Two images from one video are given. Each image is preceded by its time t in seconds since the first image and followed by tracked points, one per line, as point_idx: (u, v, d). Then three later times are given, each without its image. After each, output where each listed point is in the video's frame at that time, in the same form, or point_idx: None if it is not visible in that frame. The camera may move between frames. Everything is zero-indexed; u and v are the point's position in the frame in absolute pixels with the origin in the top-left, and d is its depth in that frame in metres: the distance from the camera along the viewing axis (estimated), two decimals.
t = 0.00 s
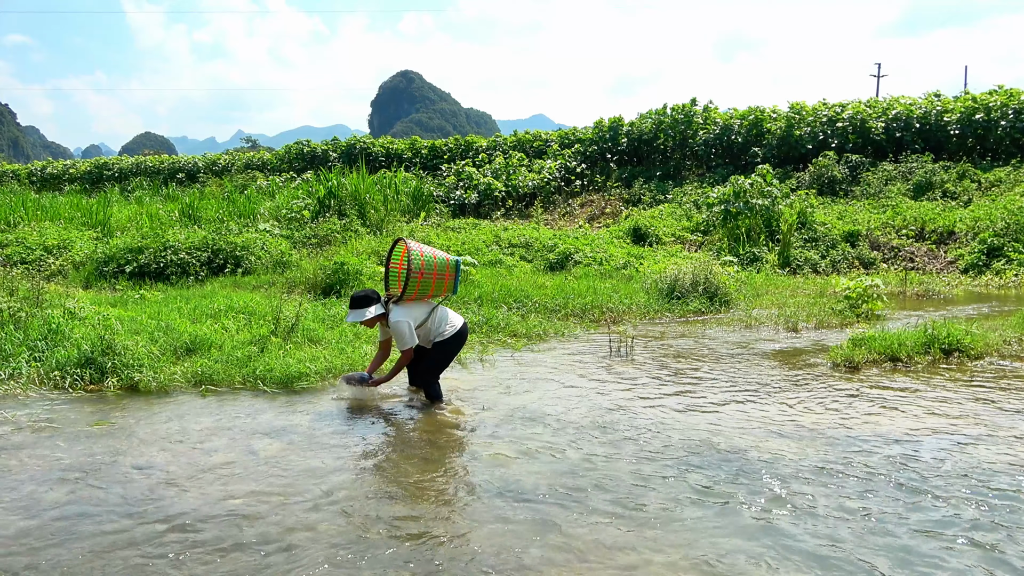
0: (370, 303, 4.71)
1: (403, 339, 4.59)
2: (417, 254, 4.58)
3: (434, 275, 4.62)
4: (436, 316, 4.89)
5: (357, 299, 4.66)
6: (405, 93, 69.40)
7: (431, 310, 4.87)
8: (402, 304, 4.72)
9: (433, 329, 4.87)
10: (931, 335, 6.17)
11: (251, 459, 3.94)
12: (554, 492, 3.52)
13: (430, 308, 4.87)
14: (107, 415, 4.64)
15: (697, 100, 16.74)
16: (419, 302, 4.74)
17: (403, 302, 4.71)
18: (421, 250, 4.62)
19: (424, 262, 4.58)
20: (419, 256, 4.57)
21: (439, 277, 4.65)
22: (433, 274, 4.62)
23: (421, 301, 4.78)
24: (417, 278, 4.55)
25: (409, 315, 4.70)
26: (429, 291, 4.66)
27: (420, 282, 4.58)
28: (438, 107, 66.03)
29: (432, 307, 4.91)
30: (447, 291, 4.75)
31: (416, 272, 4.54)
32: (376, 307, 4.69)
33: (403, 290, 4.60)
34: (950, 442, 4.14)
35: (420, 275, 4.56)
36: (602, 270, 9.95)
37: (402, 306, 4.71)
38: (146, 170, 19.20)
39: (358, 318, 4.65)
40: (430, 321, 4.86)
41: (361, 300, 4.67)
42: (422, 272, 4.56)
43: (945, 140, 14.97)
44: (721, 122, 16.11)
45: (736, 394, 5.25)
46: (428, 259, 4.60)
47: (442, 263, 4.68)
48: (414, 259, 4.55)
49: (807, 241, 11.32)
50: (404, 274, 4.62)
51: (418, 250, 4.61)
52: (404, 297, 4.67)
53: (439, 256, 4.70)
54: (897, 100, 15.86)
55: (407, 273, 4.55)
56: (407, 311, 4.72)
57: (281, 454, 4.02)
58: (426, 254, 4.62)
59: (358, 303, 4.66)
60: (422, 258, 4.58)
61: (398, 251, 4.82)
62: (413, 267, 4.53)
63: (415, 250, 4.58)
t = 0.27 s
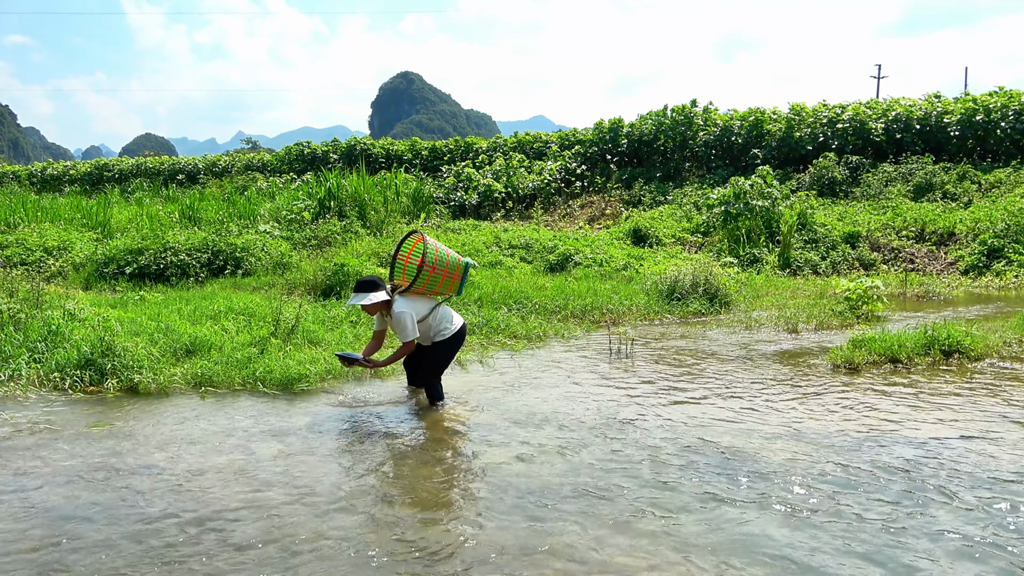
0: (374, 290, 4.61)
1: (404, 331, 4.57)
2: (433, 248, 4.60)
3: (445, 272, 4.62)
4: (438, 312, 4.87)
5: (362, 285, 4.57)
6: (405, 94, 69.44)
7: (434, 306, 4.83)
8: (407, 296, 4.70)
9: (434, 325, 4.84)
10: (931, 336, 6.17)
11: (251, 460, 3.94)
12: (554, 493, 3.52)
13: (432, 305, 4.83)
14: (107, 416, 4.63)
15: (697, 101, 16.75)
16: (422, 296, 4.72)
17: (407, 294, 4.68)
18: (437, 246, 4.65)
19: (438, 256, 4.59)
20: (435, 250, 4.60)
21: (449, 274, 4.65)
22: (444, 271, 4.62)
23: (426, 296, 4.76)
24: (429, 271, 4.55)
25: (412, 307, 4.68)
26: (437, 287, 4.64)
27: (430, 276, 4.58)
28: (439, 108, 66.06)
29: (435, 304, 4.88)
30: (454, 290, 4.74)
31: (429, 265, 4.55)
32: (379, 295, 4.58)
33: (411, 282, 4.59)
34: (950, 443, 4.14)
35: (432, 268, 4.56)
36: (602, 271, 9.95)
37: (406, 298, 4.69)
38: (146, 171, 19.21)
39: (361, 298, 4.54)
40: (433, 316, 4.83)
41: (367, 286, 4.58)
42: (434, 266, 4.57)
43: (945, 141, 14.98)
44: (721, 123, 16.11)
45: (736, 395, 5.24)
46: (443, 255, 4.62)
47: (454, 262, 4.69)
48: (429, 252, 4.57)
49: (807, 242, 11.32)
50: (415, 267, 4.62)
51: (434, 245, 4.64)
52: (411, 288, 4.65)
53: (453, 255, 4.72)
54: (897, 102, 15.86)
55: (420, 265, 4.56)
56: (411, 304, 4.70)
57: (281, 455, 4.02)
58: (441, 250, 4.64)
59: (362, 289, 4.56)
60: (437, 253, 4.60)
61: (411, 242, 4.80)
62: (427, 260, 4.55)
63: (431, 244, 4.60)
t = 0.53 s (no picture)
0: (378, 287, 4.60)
1: (408, 329, 4.58)
2: (439, 248, 4.61)
3: (449, 272, 4.64)
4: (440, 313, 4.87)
5: (366, 280, 4.56)
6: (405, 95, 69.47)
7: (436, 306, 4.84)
8: (411, 294, 4.70)
9: (435, 324, 4.84)
10: (931, 337, 6.17)
11: (251, 461, 3.95)
12: (554, 494, 3.53)
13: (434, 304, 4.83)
14: (107, 417, 4.64)
15: (696, 102, 16.75)
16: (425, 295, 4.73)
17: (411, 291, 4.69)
18: (443, 246, 4.66)
19: (444, 257, 4.61)
20: (440, 250, 4.61)
21: (453, 274, 4.67)
22: (449, 271, 4.64)
23: (428, 295, 4.76)
24: (434, 270, 4.57)
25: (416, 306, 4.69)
26: (440, 287, 4.66)
27: (434, 276, 4.59)
28: (439, 109, 66.09)
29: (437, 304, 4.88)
30: (457, 290, 4.75)
31: (434, 265, 4.57)
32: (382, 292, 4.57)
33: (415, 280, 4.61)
34: (949, 445, 4.14)
35: (437, 268, 4.58)
36: (602, 273, 9.94)
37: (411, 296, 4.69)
38: (146, 173, 19.20)
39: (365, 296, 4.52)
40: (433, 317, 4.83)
41: (371, 282, 4.57)
42: (440, 266, 4.59)
43: (945, 142, 14.99)
44: (721, 124, 16.11)
45: (736, 396, 5.25)
46: (448, 256, 4.64)
47: (458, 263, 4.72)
48: (434, 252, 4.59)
49: (807, 244, 11.32)
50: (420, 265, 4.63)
51: (440, 246, 4.66)
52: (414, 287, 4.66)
53: (457, 255, 4.74)
54: (897, 103, 15.87)
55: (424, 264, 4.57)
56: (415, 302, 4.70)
57: (281, 457, 4.03)
58: (446, 250, 4.66)
59: (366, 284, 4.55)
60: (443, 253, 4.62)
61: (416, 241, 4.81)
62: (433, 259, 4.56)
63: (437, 244, 4.62)
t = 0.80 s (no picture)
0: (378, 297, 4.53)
1: (410, 335, 4.58)
2: (439, 253, 4.62)
3: (449, 277, 4.65)
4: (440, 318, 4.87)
5: (367, 291, 4.50)
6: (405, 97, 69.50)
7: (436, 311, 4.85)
8: (411, 299, 4.72)
9: (436, 330, 4.84)
10: (930, 338, 6.17)
11: (251, 462, 3.95)
12: (553, 494, 3.54)
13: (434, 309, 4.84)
14: (107, 419, 4.64)
15: (696, 104, 16.77)
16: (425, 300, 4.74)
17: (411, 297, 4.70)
18: (442, 252, 4.67)
19: (444, 262, 4.62)
20: (440, 255, 4.62)
21: (453, 279, 4.68)
22: (449, 276, 4.65)
23: (428, 300, 4.77)
24: (434, 275, 4.58)
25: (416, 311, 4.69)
26: (440, 292, 4.67)
27: (435, 281, 4.60)
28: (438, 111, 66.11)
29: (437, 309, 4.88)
30: (457, 294, 4.78)
31: (434, 270, 4.57)
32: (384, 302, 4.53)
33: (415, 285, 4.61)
34: (949, 446, 4.15)
35: (437, 273, 4.59)
36: (602, 274, 9.95)
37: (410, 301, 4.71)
38: (146, 174, 19.21)
39: (369, 309, 4.48)
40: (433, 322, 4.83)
41: (371, 292, 4.51)
42: (440, 271, 4.59)
43: (944, 143, 15.00)
44: (721, 125, 16.12)
45: (736, 397, 5.24)
46: (448, 261, 4.65)
47: (458, 268, 4.72)
48: (434, 257, 4.59)
49: (807, 245, 11.33)
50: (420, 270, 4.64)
51: (440, 251, 4.66)
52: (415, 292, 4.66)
53: (457, 261, 4.75)
54: (897, 104, 15.88)
55: (425, 270, 4.58)
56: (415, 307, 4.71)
57: (281, 457, 4.03)
58: (446, 255, 4.67)
59: (368, 295, 4.50)
60: (443, 258, 4.63)
61: (414, 247, 4.83)
62: (433, 264, 4.57)
63: (438, 249, 4.62)
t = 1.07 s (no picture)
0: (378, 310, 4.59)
1: (410, 347, 4.59)
2: (435, 263, 4.61)
3: (447, 286, 4.64)
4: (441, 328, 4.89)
5: (367, 305, 4.55)
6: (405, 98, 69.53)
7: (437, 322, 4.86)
8: (411, 312, 4.73)
9: (437, 340, 4.86)
10: (931, 339, 6.17)
11: (252, 463, 3.95)
12: (553, 495, 3.53)
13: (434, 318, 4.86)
14: (107, 420, 4.63)
15: (696, 104, 16.77)
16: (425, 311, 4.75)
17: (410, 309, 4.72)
18: (439, 261, 4.66)
19: (441, 271, 4.61)
20: (437, 265, 4.61)
21: (451, 287, 4.67)
22: (447, 284, 4.64)
23: (428, 310, 4.79)
24: (433, 285, 4.56)
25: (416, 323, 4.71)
26: (439, 302, 4.66)
27: (434, 291, 4.59)
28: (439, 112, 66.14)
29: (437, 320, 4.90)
30: (457, 303, 4.79)
31: (433, 279, 4.56)
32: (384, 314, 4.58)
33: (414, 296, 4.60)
34: (948, 446, 4.14)
35: (436, 283, 4.57)
36: (602, 275, 9.95)
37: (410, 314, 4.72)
38: (146, 176, 19.21)
39: (369, 324, 4.53)
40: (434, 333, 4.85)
41: (371, 305, 4.56)
42: (438, 280, 4.58)
43: (944, 144, 15.00)
44: (721, 126, 16.11)
45: (736, 399, 5.24)
46: (445, 270, 4.64)
47: (455, 276, 4.72)
48: (432, 267, 4.58)
49: (807, 245, 11.32)
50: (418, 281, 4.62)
51: (437, 260, 4.65)
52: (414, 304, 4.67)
53: (454, 269, 4.74)
54: (897, 105, 15.87)
55: (423, 280, 4.56)
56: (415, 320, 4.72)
57: (281, 458, 4.03)
58: (443, 264, 4.66)
59: (368, 309, 4.55)
60: (440, 268, 4.62)
61: (412, 257, 4.82)
62: (431, 274, 4.55)
63: (434, 259, 4.61)
